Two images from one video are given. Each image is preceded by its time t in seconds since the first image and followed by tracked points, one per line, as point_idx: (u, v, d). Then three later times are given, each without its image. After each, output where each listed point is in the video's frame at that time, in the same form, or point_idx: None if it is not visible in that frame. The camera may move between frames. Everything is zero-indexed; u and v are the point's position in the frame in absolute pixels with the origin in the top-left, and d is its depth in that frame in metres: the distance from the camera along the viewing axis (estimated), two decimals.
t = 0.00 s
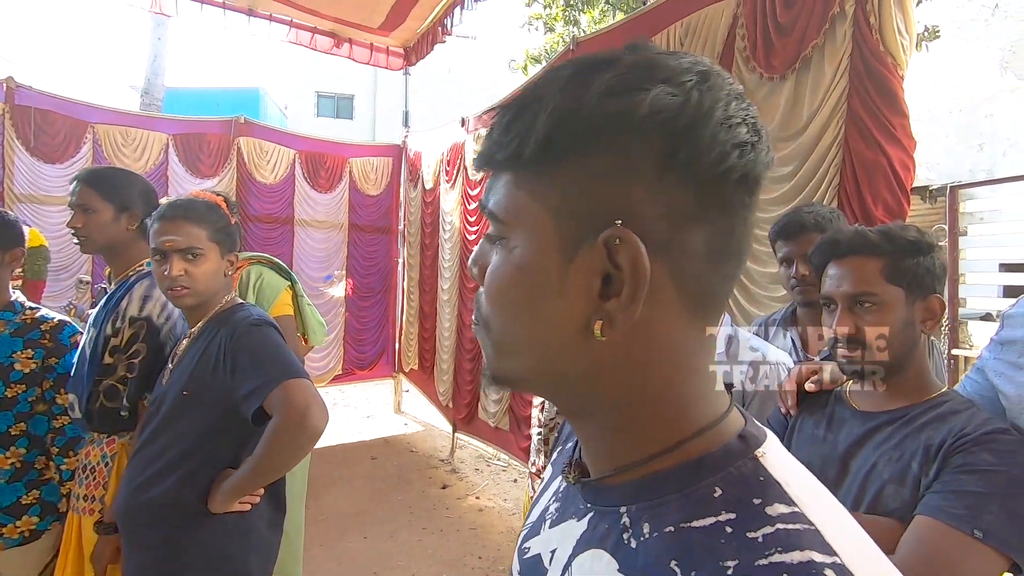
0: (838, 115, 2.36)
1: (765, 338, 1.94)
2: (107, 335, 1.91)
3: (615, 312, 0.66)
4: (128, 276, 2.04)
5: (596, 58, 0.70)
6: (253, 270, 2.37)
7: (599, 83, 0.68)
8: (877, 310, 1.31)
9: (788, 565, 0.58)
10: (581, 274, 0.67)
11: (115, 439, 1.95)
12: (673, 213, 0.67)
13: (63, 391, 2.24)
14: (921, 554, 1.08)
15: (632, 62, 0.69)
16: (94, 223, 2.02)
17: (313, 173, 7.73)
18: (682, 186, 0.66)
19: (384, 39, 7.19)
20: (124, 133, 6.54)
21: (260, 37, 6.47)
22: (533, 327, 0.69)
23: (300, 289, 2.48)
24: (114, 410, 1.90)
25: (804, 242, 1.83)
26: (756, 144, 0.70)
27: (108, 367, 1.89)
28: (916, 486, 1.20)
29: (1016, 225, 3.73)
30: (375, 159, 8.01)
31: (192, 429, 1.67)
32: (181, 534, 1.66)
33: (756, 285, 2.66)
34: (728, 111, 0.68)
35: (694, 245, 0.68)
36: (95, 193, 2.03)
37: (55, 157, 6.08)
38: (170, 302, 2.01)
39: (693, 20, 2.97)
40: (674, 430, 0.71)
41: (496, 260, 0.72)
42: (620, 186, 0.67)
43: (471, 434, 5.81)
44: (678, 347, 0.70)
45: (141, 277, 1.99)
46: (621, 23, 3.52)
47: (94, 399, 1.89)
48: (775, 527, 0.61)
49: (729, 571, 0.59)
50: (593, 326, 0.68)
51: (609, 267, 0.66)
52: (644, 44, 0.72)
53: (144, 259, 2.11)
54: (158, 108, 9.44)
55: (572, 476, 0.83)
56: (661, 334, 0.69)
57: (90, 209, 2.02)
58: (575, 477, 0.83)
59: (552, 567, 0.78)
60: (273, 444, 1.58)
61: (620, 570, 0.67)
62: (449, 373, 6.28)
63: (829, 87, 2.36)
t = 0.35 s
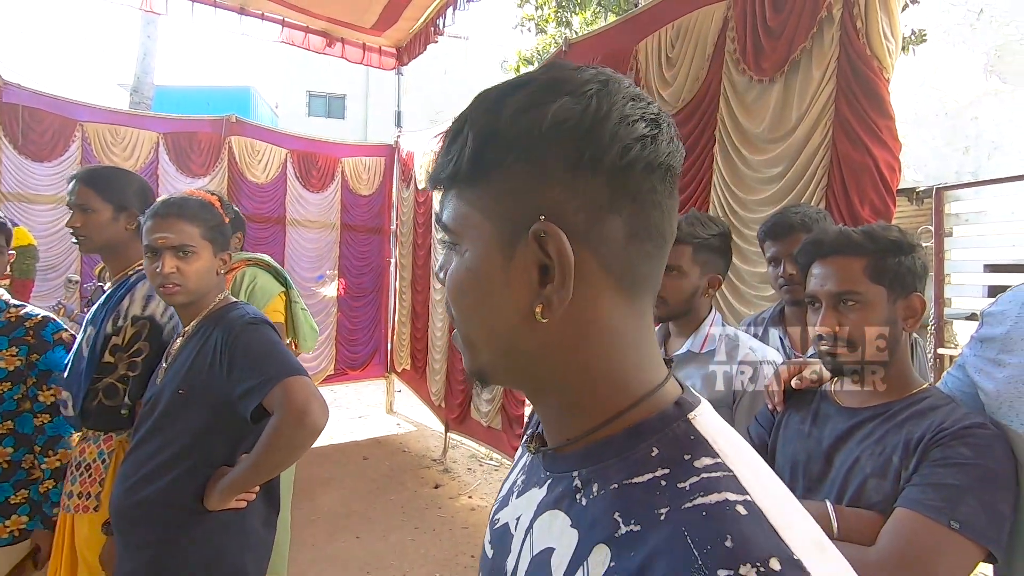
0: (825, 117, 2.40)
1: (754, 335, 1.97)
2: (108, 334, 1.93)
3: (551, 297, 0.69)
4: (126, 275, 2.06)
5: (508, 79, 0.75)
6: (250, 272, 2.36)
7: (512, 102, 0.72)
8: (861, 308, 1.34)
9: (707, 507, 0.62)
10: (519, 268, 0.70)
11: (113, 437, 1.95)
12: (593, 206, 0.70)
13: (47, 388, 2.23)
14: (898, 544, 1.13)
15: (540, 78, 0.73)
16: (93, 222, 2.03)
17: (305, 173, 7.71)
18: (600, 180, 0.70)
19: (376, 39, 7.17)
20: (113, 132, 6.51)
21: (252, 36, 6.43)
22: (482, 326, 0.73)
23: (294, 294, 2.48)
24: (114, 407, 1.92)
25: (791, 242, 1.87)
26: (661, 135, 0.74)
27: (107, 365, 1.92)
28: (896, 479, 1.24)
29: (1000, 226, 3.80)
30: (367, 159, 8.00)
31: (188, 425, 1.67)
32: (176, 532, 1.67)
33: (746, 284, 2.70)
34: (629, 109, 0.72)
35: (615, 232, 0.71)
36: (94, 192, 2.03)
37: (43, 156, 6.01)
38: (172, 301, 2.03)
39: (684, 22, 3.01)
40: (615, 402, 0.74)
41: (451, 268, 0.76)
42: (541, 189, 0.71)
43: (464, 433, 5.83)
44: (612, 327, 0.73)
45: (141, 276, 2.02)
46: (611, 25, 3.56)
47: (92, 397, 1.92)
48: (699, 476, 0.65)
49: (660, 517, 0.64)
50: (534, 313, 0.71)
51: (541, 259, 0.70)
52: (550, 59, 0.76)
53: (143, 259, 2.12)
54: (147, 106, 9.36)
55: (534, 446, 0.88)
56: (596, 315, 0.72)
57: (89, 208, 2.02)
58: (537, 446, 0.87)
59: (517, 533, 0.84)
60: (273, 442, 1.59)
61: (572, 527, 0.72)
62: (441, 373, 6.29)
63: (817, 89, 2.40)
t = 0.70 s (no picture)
0: (825, 120, 2.45)
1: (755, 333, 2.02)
2: (123, 330, 1.97)
3: (565, 284, 0.74)
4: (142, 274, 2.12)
5: (542, 86, 0.79)
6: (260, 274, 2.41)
7: (546, 106, 0.77)
8: (861, 307, 1.39)
9: (678, 473, 0.65)
10: (536, 254, 0.75)
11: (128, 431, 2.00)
12: (606, 205, 0.74)
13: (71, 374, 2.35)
14: (896, 536, 1.19)
15: (573, 88, 0.77)
16: (109, 220, 2.07)
17: (304, 171, 7.73)
18: (616, 184, 0.74)
19: (376, 38, 7.19)
20: (113, 130, 6.50)
21: (252, 35, 6.43)
22: (496, 306, 0.77)
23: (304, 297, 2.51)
24: (128, 402, 1.94)
25: (791, 242, 1.91)
26: (673, 152, 0.78)
27: (123, 361, 1.95)
28: (894, 471, 1.28)
29: (994, 227, 3.86)
30: (366, 157, 8.02)
31: (206, 420, 1.70)
32: (190, 525, 1.70)
33: (745, 284, 2.75)
34: (649, 128, 0.76)
35: (622, 232, 0.76)
36: (111, 191, 2.07)
37: (43, 153, 6.03)
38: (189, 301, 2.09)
39: (686, 25, 3.05)
40: (605, 379, 0.78)
41: (472, 249, 0.80)
42: (560, 185, 0.75)
43: (463, 431, 5.87)
44: (613, 317, 0.77)
45: (157, 274, 2.07)
46: (612, 27, 3.61)
47: (107, 391, 1.93)
48: (674, 447, 0.68)
49: (638, 481, 0.67)
50: (547, 295, 0.75)
51: (557, 249, 0.74)
52: (585, 71, 0.80)
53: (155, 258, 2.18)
54: (145, 104, 9.34)
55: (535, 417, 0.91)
56: (601, 305, 0.76)
57: (106, 206, 2.07)
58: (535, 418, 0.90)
59: (514, 495, 0.86)
60: (287, 436, 1.62)
61: (562, 488, 0.75)
62: (440, 371, 6.32)
63: (817, 92, 2.45)
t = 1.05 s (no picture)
0: (827, 123, 2.48)
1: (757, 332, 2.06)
2: (134, 326, 2.00)
3: (566, 285, 0.76)
4: (154, 271, 2.14)
5: (519, 113, 0.83)
6: (277, 276, 2.44)
7: (526, 130, 0.80)
8: (862, 307, 1.42)
9: (682, 450, 0.67)
10: (537, 260, 0.77)
11: (143, 425, 2.05)
12: (596, 209, 0.77)
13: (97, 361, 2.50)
14: (893, 528, 1.23)
15: (548, 110, 0.81)
16: (124, 218, 2.11)
17: (308, 170, 7.76)
18: (601, 190, 0.77)
19: (380, 37, 7.22)
20: (118, 126, 6.52)
21: (256, 33, 6.44)
22: (503, 315, 0.79)
23: (318, 299, 2.56)
24: (141, 397, 2.00)
25: (792, 243, 1.94)
26: (647, 154, 0.81)
27: (135, 356, 1.99)
28: (893, 466, 1.32)
29: (993, 229, 3.90)
30: (369, 156, 8.05)
31: (218, 416, 1.74)
32: (204, 517, 1.73)
33: (748, 284, 2.78)
34: (622, 135, 0.79)
35: (613, 233, 0.78)
36: (124, 188, 2.10)
37: (48, 150, 6.05)
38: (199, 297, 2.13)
39: (691, 28, 3.09)
40: (613, 370, 0.80)
41: (476, 267, 0.82)
42: (551, 195, 0.77)
43: (465, 429, 5.91)
44: (612, 312, 0.79)
45: (168, 271, 2.10)
46: (617, 29, 3.65)
47: (119, 386, 1.98)
48: (678, 429, 0.70)
49: (644, 458, 0.69)
50: (550, 297, 0.77)
51: (556, 254, 0.76)
52: (558, 94, 0.84)
53: (168, 254, 2.22)
54: (149, 101, 9.37)
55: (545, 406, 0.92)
56: (601, 303, 0.79)
57: (121, 205, 2.10)
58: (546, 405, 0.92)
59: (523, 475, 0.87)
60: (290, 436, 1.64)
61: (572, 465, 0.77)
62: (442, 369, 6.36)
63: (820, 96, 2.49)
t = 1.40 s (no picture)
0: (837, 123, 2.48)
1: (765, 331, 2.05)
2: (149, 323, 2.02)
3: (591, 283, 0.77)
4: (168, 269, 2.16)
5: (549, 117, 0.85)
6: (291, 276, 2.45)
7: (556, 131, 0.81)
8: (874, 308, 1.43)
9: (703, 445, 0.68)
10: (562, 257, 0.78)
11: (156, 422, 2.07)
12: (622, 211, 0.78)
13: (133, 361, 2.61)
14: (905, 523, 1.23)
15: (577, 114, 0.83)
16: (141, 216, 2.13)
17: (314, 169, 7.78)
18: (628, 192, 0.78)
19: (386, 37, 7.24)
20: (126, 125, 6.55)
21: (263, 32, 6.46)
22: (526, 312, 0.80)
23: (331, 299, 2.59)
24: (155, 393, 2.03)
25: (803, 243, 1.94)
26: (672, 159, 0.83)
27: (149, 353, 2.01)
28: (904, 465, 1.33)
29: (1000, 230, 3.90)
30: (374, 155, 8.08)
31: (226, 414, 1.73)
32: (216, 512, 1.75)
33: (756, 285, 2.79)
34: (648, 142, 0.81)
35: (636, 234, 0.79)
36: (142, 187, 2.13)
37: (56, 149, 6.09)
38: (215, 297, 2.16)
39: (699, 28, 3.09)
40: (633, 368, 0.81)
41: (500, 263, 0.82)
42: (578, 195, 0.78)
43: (470, 428, 5.92)
44: (634, 311, 0.81)
45: (182, 270, 2.11)
46: (625, 30, 3.66)
47: (134, 382, 2.01)
48: (697, 425, 0.71)
49: (663, 453, 0.70)
50: (574, 293, 0.78)
51: (581, 251, 0.77)
52: (587, 100, 0.86)
53: (181, 253, 2.24)
54: (155, 100, 9.40)
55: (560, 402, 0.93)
56: (624, 303, 0.80)
57: (139, 202, 2.12)
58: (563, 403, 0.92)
59: (538, 471, 0.88)
60: (285, 439, 1.60)
61: (591, 460, 0.77)
62: (447, 368, 6.38)
63: (829, 96, 2.49)
